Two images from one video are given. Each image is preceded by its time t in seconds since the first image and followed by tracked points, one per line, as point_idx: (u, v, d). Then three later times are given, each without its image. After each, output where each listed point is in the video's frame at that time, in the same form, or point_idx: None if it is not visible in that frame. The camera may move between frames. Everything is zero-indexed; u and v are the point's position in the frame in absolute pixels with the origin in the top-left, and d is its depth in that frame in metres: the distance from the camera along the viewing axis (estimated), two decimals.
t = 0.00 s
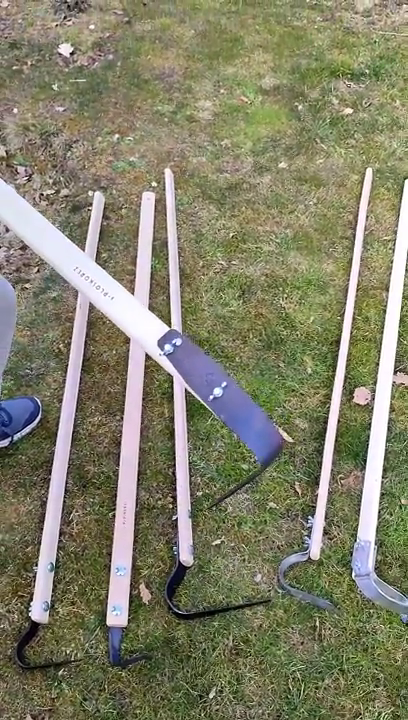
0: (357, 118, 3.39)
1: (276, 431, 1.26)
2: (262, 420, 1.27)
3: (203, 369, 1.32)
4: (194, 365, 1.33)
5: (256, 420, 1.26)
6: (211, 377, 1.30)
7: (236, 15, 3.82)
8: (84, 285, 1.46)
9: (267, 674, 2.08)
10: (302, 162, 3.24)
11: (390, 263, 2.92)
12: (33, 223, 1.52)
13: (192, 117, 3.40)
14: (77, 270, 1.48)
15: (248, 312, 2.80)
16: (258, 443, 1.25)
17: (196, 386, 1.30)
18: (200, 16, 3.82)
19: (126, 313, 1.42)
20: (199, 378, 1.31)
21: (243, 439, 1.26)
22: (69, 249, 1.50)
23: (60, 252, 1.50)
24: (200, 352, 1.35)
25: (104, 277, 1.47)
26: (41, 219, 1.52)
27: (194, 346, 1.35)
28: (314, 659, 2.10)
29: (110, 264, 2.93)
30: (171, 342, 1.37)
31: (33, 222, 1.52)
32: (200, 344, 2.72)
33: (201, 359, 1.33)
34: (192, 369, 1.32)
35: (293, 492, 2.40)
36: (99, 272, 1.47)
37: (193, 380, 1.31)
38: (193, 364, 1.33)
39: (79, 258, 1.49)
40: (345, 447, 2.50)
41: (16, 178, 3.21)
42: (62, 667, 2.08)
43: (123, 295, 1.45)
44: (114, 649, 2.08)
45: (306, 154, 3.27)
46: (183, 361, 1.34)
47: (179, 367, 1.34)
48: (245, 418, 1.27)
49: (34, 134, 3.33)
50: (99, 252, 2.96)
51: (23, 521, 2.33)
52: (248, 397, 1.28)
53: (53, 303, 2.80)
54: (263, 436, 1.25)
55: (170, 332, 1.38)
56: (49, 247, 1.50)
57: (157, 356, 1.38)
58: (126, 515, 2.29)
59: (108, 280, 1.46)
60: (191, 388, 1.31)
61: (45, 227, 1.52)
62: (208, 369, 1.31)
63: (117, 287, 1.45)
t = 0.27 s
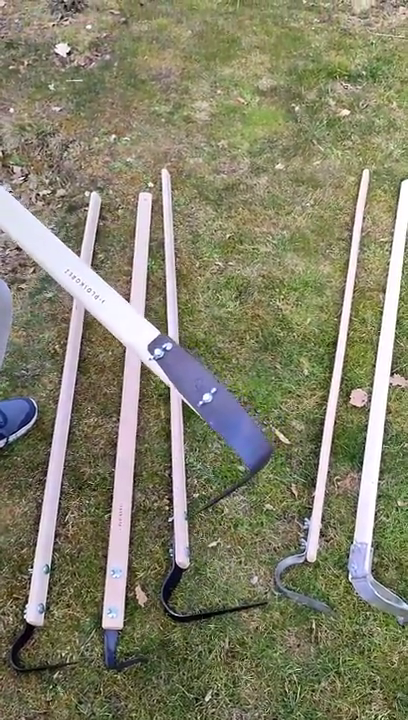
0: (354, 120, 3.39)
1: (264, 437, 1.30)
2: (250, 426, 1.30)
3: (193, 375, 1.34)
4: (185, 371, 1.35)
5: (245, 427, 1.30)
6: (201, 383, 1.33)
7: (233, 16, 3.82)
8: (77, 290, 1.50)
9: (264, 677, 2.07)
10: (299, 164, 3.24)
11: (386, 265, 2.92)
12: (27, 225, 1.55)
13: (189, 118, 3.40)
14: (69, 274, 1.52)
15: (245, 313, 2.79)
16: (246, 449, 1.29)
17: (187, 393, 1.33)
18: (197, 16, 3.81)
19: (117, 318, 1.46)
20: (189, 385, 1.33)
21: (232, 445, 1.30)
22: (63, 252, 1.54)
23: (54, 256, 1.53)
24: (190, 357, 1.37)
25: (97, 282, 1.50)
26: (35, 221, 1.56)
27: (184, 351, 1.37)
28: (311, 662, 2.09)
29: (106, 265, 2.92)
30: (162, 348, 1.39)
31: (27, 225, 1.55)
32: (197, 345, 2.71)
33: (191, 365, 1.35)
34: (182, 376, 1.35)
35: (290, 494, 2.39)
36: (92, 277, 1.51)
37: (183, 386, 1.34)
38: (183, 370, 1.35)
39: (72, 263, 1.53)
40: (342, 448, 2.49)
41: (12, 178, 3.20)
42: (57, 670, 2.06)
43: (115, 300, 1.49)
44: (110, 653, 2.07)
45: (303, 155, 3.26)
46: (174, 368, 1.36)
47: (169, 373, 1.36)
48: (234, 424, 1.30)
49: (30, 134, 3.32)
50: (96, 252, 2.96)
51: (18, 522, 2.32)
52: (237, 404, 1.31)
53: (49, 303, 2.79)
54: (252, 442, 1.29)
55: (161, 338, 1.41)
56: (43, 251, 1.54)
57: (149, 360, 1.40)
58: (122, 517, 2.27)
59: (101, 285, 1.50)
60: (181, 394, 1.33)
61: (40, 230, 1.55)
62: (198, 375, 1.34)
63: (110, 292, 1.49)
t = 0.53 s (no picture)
0: (351, 120, 3.38)
1: (259, 442, 1.27)
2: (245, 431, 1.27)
3: (187, 377, 1.32)
4: (178, 373, 1.33)
5: (240, 431, 1.27)
6: (196, 386, 1.31)
7: (230, 16, 3.81)
8: (69, 289, 1.51)
9: (260, 679, 2.05)
10: (296, 164, 3.23)
11: (383, 266, 2.92)
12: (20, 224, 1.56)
13: (186, 118, 3.39)
14: (61, 274, 1.53)
15: (242, 314, 2.78)
16: (240, 453, 1.26)
17: (180, 395, 1.31)
18: (194, 16, 3.81)
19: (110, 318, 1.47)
20: (183, 387, 1.32)
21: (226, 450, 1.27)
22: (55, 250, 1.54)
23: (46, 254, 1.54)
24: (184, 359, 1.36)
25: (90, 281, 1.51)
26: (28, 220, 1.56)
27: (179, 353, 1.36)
28: (308, 663, 2.08)
29: (102, 265, 2.91)
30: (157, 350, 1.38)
31: (20, 223, 1.56)
32: (193, 345, 2.70)
33: (186, 368, 1.34)
34: (176, 378, 1.33)
35: (287, 494, 2.38)
36: (84, 277, 1.52)
37: (177, 389, 1.32)
38: (177, 372, 1.34)
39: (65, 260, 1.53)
40: (339, 449, 2.48)
41: (8, 177, 3.18)
42: (53, 671, 2.05)
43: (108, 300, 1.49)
44: (105, 654, 2.04)
45: (300, 155, 3.26)
46: (168, 370, 1.35)
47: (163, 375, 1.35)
48: (228, 428, 1.28)
49: (26, 133, 3.30)
50: (92, 252, 2.94)
51: (14, 523, 2.30)
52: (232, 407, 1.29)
53: (45, 303, 2.77)
54: (246, 447, 1.26)
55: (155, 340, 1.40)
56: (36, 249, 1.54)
57: (144, 363, 1.39)
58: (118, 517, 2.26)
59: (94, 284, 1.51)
60: (175, 396, 1.31)
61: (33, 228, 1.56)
62: (192, 377, 1.32)
63: (102, 293, 1.50)
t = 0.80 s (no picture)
0: (347, 122, 3.39)
1: (252, 447, 1.35)
2: (239, 436, 1.35)
3: (183, 384, 1.40)
4: (175, 379, 1.41)
5: (233, 436, 1.35)
6: (192, 392, 1.39)
7: (227, 18, 3.82)
8: (64, 292, 1.58)
9: (257, 680, 2.05)
10: (293, 165, 3.23)
11: (380, 267, 2.92)
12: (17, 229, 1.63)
13: (183, 119, 3.39)
14: (57, 277, 1.59)
15: (239, 315, 2.78)
16: (234, 459, 1.34)
17: (176, 401, 1.39)
18: (190, 17, 3.81)
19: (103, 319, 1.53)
20: (179, 393, 1.39)
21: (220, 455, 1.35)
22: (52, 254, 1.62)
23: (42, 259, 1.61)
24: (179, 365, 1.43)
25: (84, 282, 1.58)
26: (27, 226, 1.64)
27: (174, 359, 1.44)
28: (304, 665, 2.08)
29: (99, 266, 2.91)
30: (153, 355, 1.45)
31: (18, 228, 1.64)
32: (190, 347, 2.70)
33: (182, 374, 1.41)
34: (173, 384, 1.40)
35: (283, 496, 2.38)
36: (78, 279, 1.58)
37: (174, 395, 1.39)
38: (173, 378, 1.41)
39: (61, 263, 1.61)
40: (335, 450, 2.47)
41: (4, 177, 3.17)
42: (49, 674, 2.04)
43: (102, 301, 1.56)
44: (102, 656, 2.03)
45: (296, 157, 3.26)
46: (164, 375, 1.42)
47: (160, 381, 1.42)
48: (222, 433, 1.35)
49: (23, 134, 3.30)
50: (88, 253, 2.94)
51: (9, 525, 2.30)
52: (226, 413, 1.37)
53: (41, 304, 2.77)
54: (240, 453, 1.34)
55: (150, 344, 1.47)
56: (32, 253, 1.62)
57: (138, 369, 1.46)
58: (115, 519, 2.25)
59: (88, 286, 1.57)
60: (171, 402, 1.39)
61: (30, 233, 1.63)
62: (188, 383, 1.40)
63: (96, 295, 1.56)
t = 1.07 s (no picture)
0: (345, 126, 3.40)
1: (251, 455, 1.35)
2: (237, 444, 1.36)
3: (182, 390, 1.41)
4: (175, 385, 1.42)
5: (232, 444, 1.35)
6: (192, 399, 1.40)
7: (225, 23, 3.85)
8: (67, 296, 1.57)
9: (258, 684, 2.03)
10: (292, 169, 3.24)
11: (379, 270, 2.92)
12: (20, 233, 1.64)
13: (182, 122, 3.40)
14: (59, 281, 1.60)
15: (238, 318, 2.78)
16: (233, 467, 1.34)
17: (176, 408, 1.39)
18: (189, 22, 3.84)
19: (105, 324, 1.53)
20: (179, 400, 1.40)
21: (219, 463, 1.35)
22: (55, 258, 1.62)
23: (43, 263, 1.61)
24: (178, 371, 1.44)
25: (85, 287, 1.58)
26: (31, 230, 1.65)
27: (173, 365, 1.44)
28: (305, 668, 2.06)
29: (98, 269, 2.91)
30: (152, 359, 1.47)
31: (19, 231, 1.65)
32: (190, 350, 2.70)
33: (182, 380, 1.42)
34: (173, 390, 1.41)
35: (283, 498, 2.38)
36: (81, 284, 1.58)
37: (173, 402, 1.40)
38: (173, 384, 1.42)
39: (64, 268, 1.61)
40: (335, 453, 2.47)
41: (3, 180, 3.18)
42: (50, 677, 2.02)
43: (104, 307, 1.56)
44: (103, 659, 2.02)
45: (295, 160, 3.27)
46: (164, 382, 1.43)
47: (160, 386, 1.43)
48: (221, 441, 1.36)
49: (22, 137, 3.30)
50: (88, 256, 2.94)
51: (10, 528, 2.29)
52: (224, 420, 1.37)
53: (41, 307, 2.77)
54: (238, 461, 1.34)
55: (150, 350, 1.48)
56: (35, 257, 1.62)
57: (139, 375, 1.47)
58: (115, 522, 2.25)
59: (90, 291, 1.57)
60: (171, 409, 1.40)
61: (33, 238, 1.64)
62: (187, 390, 1.41)
63: (99, 300, 1.56)
